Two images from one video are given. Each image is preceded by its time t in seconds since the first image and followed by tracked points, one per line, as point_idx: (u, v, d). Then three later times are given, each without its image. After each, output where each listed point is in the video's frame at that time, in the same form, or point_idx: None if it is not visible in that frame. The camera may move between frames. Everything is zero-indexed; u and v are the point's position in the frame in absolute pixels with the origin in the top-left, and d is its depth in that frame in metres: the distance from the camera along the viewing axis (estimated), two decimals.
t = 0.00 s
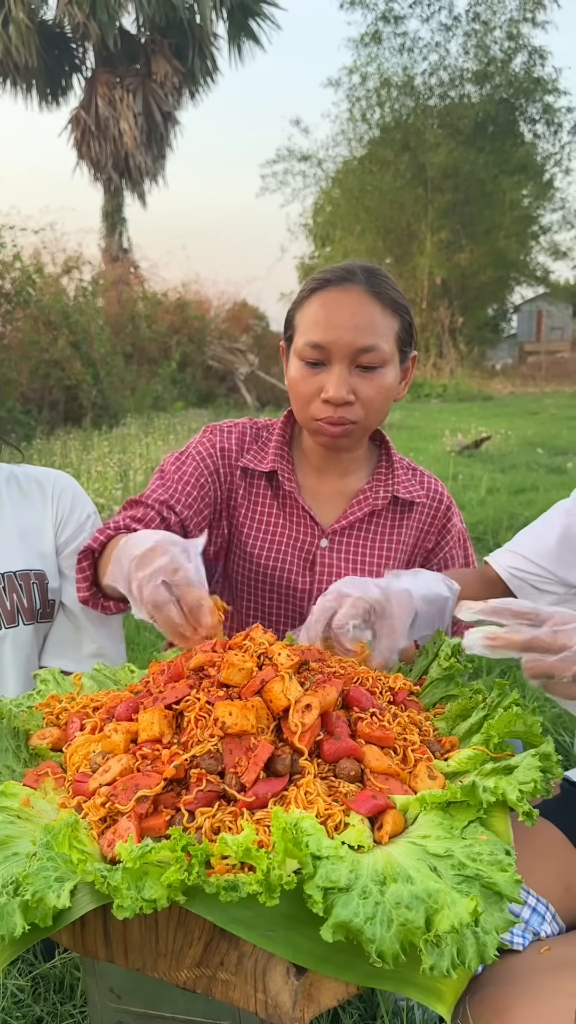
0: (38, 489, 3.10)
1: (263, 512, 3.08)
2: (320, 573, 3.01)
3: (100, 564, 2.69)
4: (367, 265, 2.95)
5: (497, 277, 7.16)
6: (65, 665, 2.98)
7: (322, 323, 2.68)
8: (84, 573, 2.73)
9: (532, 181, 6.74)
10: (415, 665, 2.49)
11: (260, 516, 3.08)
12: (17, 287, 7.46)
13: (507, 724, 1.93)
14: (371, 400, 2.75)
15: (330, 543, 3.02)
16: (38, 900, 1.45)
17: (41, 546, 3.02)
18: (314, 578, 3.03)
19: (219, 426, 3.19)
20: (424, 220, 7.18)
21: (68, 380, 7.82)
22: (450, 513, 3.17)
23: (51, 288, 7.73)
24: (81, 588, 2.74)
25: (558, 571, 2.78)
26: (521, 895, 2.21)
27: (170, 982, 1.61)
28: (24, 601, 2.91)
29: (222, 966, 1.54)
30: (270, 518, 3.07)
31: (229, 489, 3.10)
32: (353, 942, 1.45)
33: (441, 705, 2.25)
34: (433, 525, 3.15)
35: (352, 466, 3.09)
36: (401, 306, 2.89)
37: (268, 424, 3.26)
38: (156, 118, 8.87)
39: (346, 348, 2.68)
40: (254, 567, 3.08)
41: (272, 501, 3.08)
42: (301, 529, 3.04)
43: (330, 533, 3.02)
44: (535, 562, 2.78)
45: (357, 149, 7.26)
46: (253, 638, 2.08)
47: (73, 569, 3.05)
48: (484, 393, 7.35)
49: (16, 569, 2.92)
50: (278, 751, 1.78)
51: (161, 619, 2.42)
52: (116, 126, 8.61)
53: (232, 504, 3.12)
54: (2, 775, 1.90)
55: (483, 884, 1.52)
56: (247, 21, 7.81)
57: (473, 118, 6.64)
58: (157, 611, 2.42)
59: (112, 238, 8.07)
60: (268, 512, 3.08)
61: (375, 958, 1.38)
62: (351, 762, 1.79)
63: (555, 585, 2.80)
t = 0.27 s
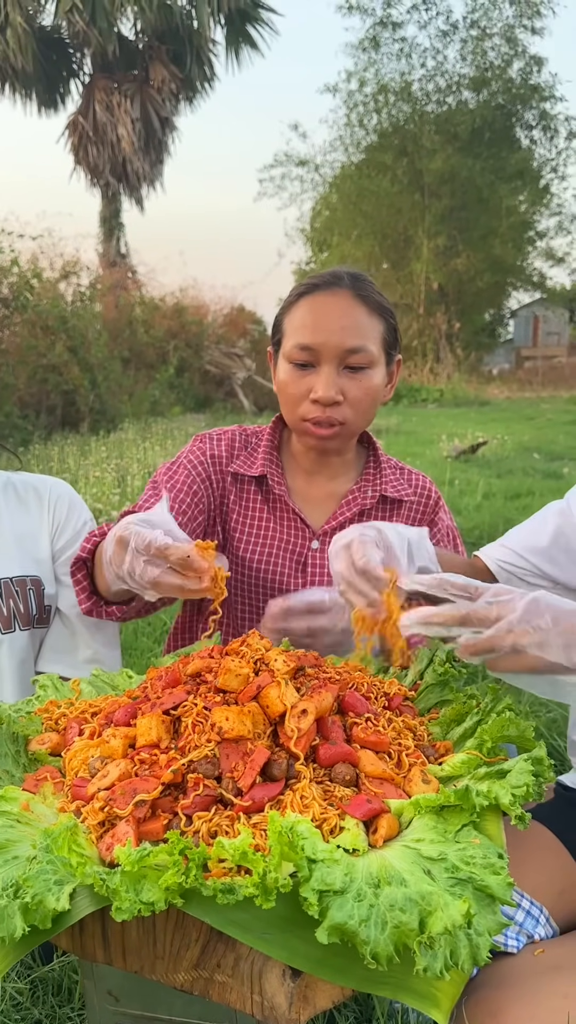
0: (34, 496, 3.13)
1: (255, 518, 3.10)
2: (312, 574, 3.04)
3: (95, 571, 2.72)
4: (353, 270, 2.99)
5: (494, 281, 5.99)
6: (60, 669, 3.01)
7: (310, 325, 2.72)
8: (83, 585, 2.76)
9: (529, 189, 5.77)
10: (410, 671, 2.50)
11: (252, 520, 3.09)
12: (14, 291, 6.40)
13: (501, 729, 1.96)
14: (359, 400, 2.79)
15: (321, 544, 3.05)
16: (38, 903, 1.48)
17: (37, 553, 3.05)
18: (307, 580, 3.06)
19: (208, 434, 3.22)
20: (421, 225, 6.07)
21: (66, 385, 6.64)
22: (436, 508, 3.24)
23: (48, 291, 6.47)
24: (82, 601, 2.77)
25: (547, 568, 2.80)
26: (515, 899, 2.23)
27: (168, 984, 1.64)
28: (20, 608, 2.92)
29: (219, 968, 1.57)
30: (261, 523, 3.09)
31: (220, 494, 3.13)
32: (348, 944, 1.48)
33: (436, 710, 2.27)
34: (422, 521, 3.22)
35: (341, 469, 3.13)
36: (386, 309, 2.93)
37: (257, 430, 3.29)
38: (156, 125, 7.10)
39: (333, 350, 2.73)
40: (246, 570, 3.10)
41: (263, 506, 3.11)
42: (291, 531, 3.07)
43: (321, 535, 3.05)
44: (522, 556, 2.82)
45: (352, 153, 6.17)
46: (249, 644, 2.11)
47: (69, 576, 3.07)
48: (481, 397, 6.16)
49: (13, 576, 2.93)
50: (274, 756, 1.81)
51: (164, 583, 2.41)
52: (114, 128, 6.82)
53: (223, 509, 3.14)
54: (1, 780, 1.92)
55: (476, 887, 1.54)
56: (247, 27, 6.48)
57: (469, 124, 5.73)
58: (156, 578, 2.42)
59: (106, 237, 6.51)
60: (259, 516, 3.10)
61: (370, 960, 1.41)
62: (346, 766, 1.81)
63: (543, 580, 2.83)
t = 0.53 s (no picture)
0: (35, 503, 3.16)
1: (240, 523, 3.13)
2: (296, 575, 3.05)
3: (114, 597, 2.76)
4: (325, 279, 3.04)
5: (491, 287, 5.73)
6: (61, 674, 3.05)
7: (285, 331, 2.76)
8: (113, 618, 2.84)
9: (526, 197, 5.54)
10: (405, 677, 2.52)
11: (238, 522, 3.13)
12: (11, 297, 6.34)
13: (493, 735, 1.99)
14: (338, 402, 2.82)
15: (304, 540, 3.08)
16: (38, 904, 1.51)
17: (38, 560, 3.08)
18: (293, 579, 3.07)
19: (194, 443, 3.28)
20: (418, 231, 5.71)
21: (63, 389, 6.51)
22: (412, 493, 3.25)
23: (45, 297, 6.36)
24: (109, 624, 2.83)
25: (546, 576, 2.81)
26: (507, 903, 2.26)
27: (165, 986, 1.66)
28: (21, 613, 2.95)
29: (216, 968, 1.60)
30: (246, 523, 3.13)
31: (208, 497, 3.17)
32: (342, 945, 1.51)
33: (429, 715, 2.30)
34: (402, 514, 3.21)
35: (321, 469, 3.16)
36: (359, 314, 2.98)
37: (241, 436, 3.32)
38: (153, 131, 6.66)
39: (310, 354, 2.77)
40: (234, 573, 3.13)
41: (246, 506, 3.15)
42: (275, 530, 3.11)
43: (304, 530, 3.08)
44: (520, 564, 2.84)
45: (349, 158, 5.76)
46: (246, 650, 2.14)
47: (70, 582, 3.10)
48: (478, 404, 5.97)
49: (14, 582, 2.96)
50: (270, 760, 1.84)
51: (163, 608, 2.46)
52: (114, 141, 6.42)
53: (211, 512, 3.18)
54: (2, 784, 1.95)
55: (468, 889, 1.57)
56: (246, 29, 6.12)
57: (468, 129, 5.41)
58: (155, 603, 2.46)
59: (104, 242, 6.18)
60: (244, 516, 3.14)
61: (363, 960, 1.44)
62: (341, 771, 1.85)
63: (543, 589, 2.83)
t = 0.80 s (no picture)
0: (37, 511, 3.21)
1: (224, 526, 3.18)
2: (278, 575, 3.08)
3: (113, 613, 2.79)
4: (296, 286, 3.06)
5: (488, 294, 6.01)
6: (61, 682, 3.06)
7: (260, 341, 2.79)
8: (111, 629, 2.88)
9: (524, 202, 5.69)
10: (398, 682, 2.57)
11: (224, 526, 3.17)
12: (10, 302, 6.66)
13: (484, 739, 2.04)
14: (315, 407, 2.86)
15: (288, 539, 3.14)
16: (37, 904, 1.55)
17: (40, 567, 3.12)
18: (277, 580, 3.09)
19: (178, 453, 3.34)
20: (417, 237, 6.10)
21: (61, 395, 6.76)
22: (389, 481, 3.28)
23: (44, 301, 6.73)
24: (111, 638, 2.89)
25: (549, 598, 2.78)
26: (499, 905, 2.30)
27: (162, 986, 1.70)
28: (23, 620, 3.00)
29: (211, 968, 1.63)
30: (230, 526, 3.17)
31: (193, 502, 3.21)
32: (334, 945, 1.54)
33: (422, 719, 2.34)
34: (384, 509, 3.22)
35: (301, 469, 3.20)
36: (331, 319, 3.01)
37: (223, 443, 3.36)
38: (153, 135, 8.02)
39: (285, 362, 2.81)
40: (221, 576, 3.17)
41: (230, 509, 3.18)
42: (259, 531, 3.15)
43: (287, 529, 3.14)
44: (521, 588, 2.82)
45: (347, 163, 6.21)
46: (242, 655, 2.18)
47: (71, 589, 3.14)
48: (475, 410, 6.14)
49: (15, 589, 3.02)
50: (265, 764, 1.88)
51: (164, 615, 2.48)
52: (111, 142, 7.92)
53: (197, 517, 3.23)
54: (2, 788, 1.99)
55: (458, 891, 1.61)
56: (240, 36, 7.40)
57: (465, 136, 5.66)
58: (155, 611, 2.48)
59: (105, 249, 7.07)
60: (228, 519, 3.18)
61: (355, 959, 1.47)
62: (334, 774, 1.88)
63: (547, 612, 2.80)
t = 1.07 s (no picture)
0: (38, 519, 3.25)
1: (214, 531, 3.22)
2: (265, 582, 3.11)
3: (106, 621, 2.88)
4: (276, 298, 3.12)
5: (487, 298, 5.93)
6: (61, 688, 3.12)
7: (242, 351, 2.84)
8: (102, 636, 2.96)
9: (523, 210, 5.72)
10: (391, 688, 2.61)
11: (214, 532, 3.21)
12: (9, 308, 6.71)
13: (473, 743, 2.09)
14: (297, 414, 2.91)
15: (277, 540, 3.19)
16: (36, 906, 1.59)
17: (41, 575, 3.17)
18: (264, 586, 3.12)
19: (167, 463, 3.38)
20: (416, 243, 6.07)
21: (60, 400, 6.86)
22: (373, 479, 3.31)
23: (43, 306, 6.72)
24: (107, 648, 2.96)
25: (544, 611, 2.81)
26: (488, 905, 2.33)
27: (157, 986, 1.73)
28: (24, 628, 3.04)
29: (206, 969, 1.67)
30: (220, 532, 3.22)
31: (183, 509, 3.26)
32: (326, 945, 1.58)
33: (414, 724, 2.39)
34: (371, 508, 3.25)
35: (287, 474, 3.25)
36: (310, 328, 3.06)
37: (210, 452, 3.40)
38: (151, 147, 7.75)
39: (267, 371, 2.86)
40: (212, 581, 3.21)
41: (219, 515, 3.23)
42: (248, 535, 3.19)
43: (276, 530, 3.19)
44: (517, 604, 2.83)
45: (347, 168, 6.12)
46: (236, 662, 2.23)
47: (71, 597, 3.18)
48: (474, 414, 6.16)
49: (17, 598, 3.06)
50: (259, 769, 1.92)
51: (146, 632, 2.55)
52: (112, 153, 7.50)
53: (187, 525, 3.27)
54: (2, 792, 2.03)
55: (446, 892, 1.65)
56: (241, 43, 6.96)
57: (463, 142, 5.69)
58: (137, 629, 2.55)
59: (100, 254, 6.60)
60: (217, 525, 3.23)
61: (345, 959, 1.51)
62: (327, 778, 1.93)
63: (542, 627, 2.82)
